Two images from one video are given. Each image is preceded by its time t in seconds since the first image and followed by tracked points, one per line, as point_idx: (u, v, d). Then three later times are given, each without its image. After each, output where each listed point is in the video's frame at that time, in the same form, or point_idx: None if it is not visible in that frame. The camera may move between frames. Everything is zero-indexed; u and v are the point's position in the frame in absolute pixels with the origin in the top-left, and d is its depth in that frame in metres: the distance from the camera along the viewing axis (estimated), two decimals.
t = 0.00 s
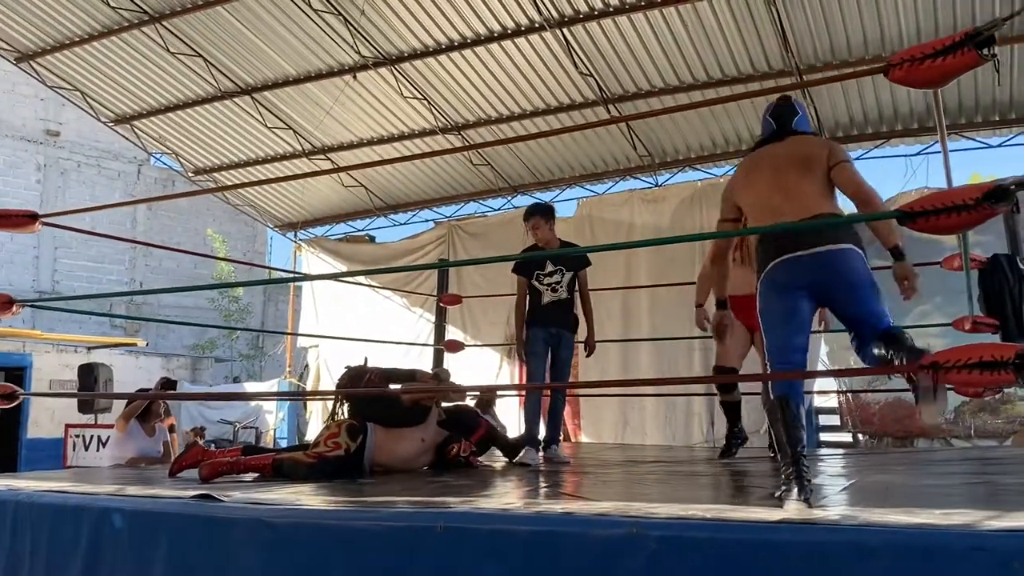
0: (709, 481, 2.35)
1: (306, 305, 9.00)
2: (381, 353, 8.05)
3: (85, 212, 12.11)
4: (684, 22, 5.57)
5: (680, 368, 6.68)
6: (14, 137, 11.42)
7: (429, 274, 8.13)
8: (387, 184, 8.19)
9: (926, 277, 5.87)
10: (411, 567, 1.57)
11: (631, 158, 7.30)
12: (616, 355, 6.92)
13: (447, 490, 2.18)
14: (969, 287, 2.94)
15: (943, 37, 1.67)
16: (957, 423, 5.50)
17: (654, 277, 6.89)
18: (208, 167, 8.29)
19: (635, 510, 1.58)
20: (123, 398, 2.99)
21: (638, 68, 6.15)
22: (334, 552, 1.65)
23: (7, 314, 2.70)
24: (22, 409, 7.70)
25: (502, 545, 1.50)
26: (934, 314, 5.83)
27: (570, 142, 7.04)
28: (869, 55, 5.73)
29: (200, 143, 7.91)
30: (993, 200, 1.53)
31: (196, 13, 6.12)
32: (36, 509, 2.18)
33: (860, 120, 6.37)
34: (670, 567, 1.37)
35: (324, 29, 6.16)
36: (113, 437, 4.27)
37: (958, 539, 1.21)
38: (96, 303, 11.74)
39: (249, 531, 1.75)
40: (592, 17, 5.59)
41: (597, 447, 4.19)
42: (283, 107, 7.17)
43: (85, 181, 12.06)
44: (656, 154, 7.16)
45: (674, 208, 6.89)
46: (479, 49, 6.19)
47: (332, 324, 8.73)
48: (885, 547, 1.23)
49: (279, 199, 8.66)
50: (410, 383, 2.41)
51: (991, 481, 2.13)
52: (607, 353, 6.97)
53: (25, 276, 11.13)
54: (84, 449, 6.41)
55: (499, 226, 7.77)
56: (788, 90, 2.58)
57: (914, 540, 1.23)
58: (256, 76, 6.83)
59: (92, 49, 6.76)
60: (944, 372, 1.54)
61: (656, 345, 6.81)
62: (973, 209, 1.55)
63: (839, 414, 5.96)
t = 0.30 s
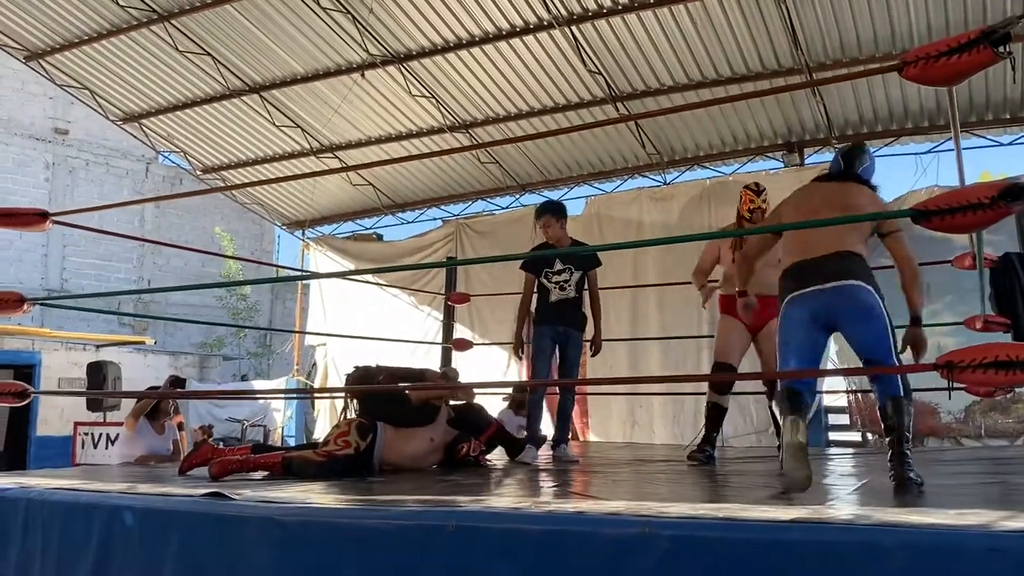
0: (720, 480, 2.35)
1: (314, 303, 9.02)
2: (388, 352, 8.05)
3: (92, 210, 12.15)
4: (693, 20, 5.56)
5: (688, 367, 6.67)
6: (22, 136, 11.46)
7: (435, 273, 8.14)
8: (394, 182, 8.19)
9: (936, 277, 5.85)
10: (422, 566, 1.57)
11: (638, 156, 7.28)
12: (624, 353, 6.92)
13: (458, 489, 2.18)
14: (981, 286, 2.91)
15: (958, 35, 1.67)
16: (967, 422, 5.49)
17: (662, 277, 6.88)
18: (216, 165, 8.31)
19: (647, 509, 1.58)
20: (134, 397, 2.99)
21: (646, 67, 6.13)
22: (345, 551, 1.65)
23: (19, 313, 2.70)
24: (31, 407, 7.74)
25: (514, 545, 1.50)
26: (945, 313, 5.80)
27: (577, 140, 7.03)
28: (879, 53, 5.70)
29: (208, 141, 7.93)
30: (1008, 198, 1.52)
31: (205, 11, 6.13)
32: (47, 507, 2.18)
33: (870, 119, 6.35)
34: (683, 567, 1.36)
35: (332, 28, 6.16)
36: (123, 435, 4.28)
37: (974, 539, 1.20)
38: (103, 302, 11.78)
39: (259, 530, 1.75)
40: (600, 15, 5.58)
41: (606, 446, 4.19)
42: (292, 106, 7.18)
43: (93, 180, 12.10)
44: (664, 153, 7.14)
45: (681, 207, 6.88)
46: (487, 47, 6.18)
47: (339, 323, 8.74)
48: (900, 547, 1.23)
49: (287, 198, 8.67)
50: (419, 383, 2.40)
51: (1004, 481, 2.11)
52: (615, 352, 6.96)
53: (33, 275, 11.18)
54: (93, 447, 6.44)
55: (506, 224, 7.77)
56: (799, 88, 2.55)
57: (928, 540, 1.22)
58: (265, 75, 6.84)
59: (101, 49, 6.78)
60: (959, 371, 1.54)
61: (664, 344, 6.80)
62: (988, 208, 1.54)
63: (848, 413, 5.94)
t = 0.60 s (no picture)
0: (722, 480, 2.35)
1: (314, 302, 9.01)
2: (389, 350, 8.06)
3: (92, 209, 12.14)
4: (693, 18, 5.54)
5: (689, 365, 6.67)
6: (22, 135, 11.46)
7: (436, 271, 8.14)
8: (394, 181, 8.19)
9: (938, 275, 5.84)
10: (425, 567, 1.57)
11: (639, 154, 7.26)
12: (625, 351, 6.92)
13: (460, 490, 2.18)
14: (984, 284, 2.88)
15: (963, 35, 1.66)
16: (968, 420, 5.48)
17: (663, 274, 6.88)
18: (216, 165, 8.30)
19: (651, 512, 1.58)
20: (135, 398, 3.00)
21: (647, 65, 6.12)
22: (348, 552, 1.65)
23: (20, 314, 2.70)
24: (32, 406, 7.75)
25: (517, 546, 1.50)
26: (947, 311, 5.80)
27: (578, 138, 7.02)
28: (880, 51, 5.68)
29: (208, 141, 7.92)
30: (1014, 199, 1.52)
31: (204, 11, 6.11)
32: (49, 509, 2.19)
33: (871, 117, 6.33)
34: (688, 568, 1.36)
35: (332, 27, 6.15)
36: (124, 436, 4.28)
37: (980, 541, 1.20)
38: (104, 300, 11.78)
39: (262, 532, 1.75)
40: (601, 13, 5.56)
41: (608, 446, 4.19)
42: (292, 105, 7.17)
43: (93, 179, 12.09)
44: (665, 150, 7.13)
45: (682, 205, 6.87)
46: (487, 46, 6.17)
47: (340, 322, 8.74)
48: (904, 549, 1.23)
49: (287, 197, 8.67)
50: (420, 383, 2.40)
51: (1007, 481, 2.11)
52: (616, 350, 6.96)
53: (33, 274, 11.18)
54: (94, 447, 6.45)
55: (507, 223, 7.79)
56: (800, 87, 2.54)
57: (932, 542, 1.22)
58: (264, 74, 6.82)
59: (100, 48, 6.77)
60: (964, 373, 1.54)
61: (665, 342, 6.79)
62: (993, 208, 1.53)
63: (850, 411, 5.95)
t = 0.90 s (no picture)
0: (715, 479, 2.36)
1: (309, 301, 9.01)
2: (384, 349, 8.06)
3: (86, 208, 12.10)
4: (686, 16, 5.54)
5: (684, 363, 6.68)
6: (15, 134, 11.42)
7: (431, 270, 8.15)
8: (388, 179, 8.18)
9: (931, 272, 5.86)
10: (419, 566, 1.57)
11: (633, 152, 7.26)
12: (620, 349, 6.92)
13: (454, 490, 2.19)
14: (978, 282, 2.88)
15: (954, 33, 1.66)
16: (961, 416, 5.51)
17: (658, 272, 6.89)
18: (210, 163, 8.29)
19: (645, 510, 1.58)
20: (127, 398, 2.99)
21: (641, 63, 6.12)
22: (342, 552, 1.65)
23: (11, 314, 2.69)
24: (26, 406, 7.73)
25: (513, 545, 1.51)
26: (940, 308, 5.82)
27: (573, 137, 7.02)
28: (873, 49, 5.69)
29: (201, 140, 7.90)
30: (1005, 197, 1.53)
31: (197, 10, 6.09)
32: (42, 509, 2.19)
33: (864, 115, 6.34)
34: (683, 566, 1.37)
35: (326, 25, 6.13)
36: (118, 436, 4.28)
37: (972, 539, 1.21)
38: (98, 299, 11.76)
39: (256, 532, 1.75)
40: (594, 12, 5.56)
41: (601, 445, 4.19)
42: (285, 104, 7.16)
43: (86, 178, 12.05)
44: (659, 149, 7.13)
45: (676, 203, 6.88)
46: (481, 44, 6.16)
47: (335, 321, 8.73)
48: (897, 547, 1.23)
49: (281, 195, 8.65)
50: (414, 382, 2.40)
51: (998, 478, 2.12)
52: (611, 348, 6.97)
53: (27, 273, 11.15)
54: (88, 447, 6.44)
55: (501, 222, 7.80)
56: (790, 87, 2.53)
57: (924, 540, 1.23)
58: (258, 72, 6.80)
59: (92, 47, 6.74)
60: (956, 371, 1.54)
61: (660, 340, 6.81)
62: (985, 206, 1.53)
63: (844, 408, 5.97)
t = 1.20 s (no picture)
0: (711, 476, 2.36)
1: (303, 301, 8.99)
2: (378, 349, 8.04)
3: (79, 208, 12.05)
4: (680, 14, 5.55)
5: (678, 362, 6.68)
6: (7, 133, 11.37)
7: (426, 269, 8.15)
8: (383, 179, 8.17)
9: (924, 270, 5.88)
10: (414, 564, 1.57)
11: (628, 152, 7.27)
12: (615, 348, 6.93)
13: (448, 488, 2.18)
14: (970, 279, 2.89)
15: (948, 29, 1.66)
16: (955, 414, 5.53)
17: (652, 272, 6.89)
18: (203, 162, 8.28)
19: (640, 507, 1.58)
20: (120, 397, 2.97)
21: (635, 62, 6.13)
22: (337, 550, 1.65)
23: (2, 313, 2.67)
24: (19, 407, 7.70)
25: (506, 543, 1.50)
26: (934, 306, 5.83)
27: (568, 136, 7.02)
28: (866, 47, 5.71)
29: (195, 139, 7.88)
30: (998, 193, 1.51)
31: (190, 8, 6.07)
32: (34, 509, 2.17)
33: (859, 113, 6.36)
34: (677, 564, 1.36)
35: (319, 23, 6.12)
36: (110, 436, 4.26)
37: (966, 535, 1.21)
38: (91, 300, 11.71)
39: (250, 531, 1.74)
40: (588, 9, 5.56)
41: (595, 442, 4.19)
42: (279, 102, 7.15)
43: (79, 178, 12.00)
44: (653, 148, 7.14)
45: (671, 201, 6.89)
46: (475, 42, 6.15)
47: (329, 320, 8.71)
48: (891, 544, 1.23)
49: (275, 195, 8.64)
50: (407, 382, 2.38)
51: (992, 474, 2.13)
52: (606, 347, 6.97)
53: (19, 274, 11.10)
54: (81, 447, 6.41)
55: (496, 221, 7.81)
56: (785, 84, 2.54)
57: (919, 536, 1.23)
58: (251, 71, 6.79)
59: (84, 45, 6.71)
60: (950, 366, 1.55)
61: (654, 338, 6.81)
62: (979, 202, 1.53)
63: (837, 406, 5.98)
